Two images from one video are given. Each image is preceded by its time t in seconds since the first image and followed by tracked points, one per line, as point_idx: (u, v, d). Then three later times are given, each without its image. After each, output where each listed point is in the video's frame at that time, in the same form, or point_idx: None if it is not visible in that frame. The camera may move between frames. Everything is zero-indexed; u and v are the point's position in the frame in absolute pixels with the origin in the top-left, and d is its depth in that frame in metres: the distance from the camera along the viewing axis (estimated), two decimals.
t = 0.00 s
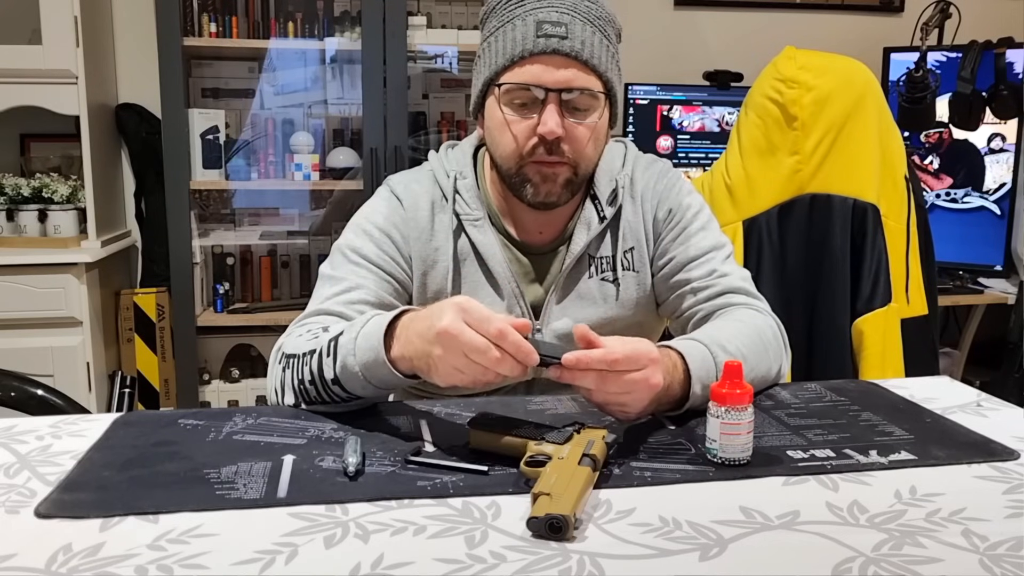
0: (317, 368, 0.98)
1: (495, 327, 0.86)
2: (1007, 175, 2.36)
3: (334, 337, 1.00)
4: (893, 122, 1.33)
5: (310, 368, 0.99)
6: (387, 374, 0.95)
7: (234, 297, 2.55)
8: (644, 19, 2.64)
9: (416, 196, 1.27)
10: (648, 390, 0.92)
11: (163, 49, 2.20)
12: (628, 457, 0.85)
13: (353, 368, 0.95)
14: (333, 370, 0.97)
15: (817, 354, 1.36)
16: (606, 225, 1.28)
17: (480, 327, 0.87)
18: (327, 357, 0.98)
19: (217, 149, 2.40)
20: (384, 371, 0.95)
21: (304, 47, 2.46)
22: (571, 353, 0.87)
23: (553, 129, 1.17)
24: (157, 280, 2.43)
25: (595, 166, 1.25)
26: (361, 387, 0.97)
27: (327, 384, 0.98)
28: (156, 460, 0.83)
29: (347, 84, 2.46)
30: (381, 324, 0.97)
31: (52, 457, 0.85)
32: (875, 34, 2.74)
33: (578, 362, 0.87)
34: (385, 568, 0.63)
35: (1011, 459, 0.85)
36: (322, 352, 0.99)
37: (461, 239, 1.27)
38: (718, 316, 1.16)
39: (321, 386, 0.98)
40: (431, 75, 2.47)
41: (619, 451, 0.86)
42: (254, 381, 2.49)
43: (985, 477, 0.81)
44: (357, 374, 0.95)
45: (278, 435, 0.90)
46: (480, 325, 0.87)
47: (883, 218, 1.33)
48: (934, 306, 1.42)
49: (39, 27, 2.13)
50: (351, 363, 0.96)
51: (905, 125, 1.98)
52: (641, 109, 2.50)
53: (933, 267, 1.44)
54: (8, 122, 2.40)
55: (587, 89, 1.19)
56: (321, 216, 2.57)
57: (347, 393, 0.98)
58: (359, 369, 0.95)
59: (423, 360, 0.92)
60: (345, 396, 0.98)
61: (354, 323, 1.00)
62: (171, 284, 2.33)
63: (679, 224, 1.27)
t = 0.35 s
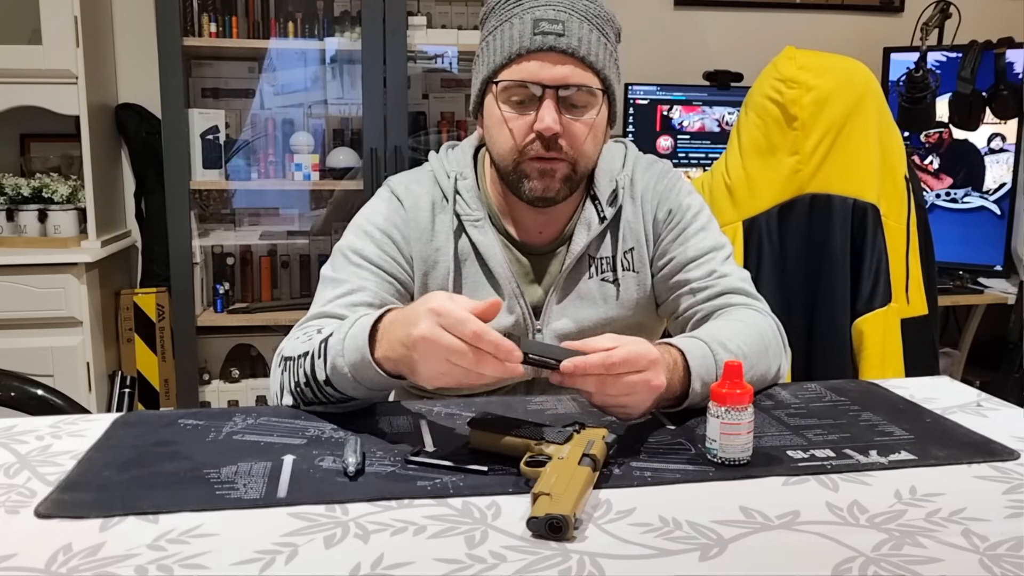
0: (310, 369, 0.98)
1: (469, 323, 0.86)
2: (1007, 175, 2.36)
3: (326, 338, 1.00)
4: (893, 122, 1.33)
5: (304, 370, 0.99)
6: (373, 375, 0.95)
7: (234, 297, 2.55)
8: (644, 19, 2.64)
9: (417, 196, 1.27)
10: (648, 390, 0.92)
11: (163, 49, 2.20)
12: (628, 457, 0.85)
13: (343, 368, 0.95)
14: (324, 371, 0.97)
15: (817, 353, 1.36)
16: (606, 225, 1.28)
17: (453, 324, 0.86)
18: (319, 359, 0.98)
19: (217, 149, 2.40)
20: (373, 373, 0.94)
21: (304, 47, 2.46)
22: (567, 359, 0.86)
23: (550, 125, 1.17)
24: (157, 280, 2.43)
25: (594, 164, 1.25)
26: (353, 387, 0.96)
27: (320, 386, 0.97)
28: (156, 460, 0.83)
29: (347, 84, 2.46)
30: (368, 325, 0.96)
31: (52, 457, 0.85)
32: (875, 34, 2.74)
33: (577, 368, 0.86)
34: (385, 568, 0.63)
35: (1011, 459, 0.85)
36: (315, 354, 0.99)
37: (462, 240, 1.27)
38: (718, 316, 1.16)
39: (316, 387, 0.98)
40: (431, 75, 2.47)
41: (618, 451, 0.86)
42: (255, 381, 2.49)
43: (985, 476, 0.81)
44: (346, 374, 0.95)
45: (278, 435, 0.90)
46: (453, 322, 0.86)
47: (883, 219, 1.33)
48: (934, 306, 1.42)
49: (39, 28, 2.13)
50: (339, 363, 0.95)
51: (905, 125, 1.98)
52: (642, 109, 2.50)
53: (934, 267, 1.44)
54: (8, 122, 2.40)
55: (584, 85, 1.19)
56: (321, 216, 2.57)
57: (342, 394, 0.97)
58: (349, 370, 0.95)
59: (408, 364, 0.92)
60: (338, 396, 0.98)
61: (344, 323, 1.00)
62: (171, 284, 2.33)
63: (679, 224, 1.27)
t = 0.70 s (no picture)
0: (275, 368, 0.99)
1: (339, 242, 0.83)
2: (1007, 175, 2.36)
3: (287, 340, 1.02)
4: (893, 123, 1.33)
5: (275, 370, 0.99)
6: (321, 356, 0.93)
7: (234, 297, 2.55)
8: (644, 19, 2.64)
9: (419, 197, 1.27)
10: (657, 388, 0.93)
11: (163, 49, 2.20)
12: (628, 457, 0.85)
13: (289, 354, 0.95)
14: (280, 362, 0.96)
15: (817, 354, 1.36)
16: (608, 224, 1.28)
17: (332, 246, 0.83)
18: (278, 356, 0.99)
19: (217, 149, 2.40)
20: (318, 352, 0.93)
21: (304, 47, 2.46)
22: (579, 352, 0.89)
23: (544, 123, 1.17)
24: (157, 280, 2.43)
25: (592, 163, 1.25)
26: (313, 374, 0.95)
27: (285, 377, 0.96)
28: (156, 460, 0.83)
29: (347, 84, 2.46)
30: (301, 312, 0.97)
31: (52, 457, 0.85)
32: (874, 34, 2.74)
33: (586, 361, 0.89)
34: (385, 568, 0.63)
35: (1011, 459, 0.85)
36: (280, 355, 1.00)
37: (463, 240, 1.27)
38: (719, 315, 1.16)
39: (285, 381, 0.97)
40: (431, 75, 2.47)
41: (619, 451, 0.86)
42: (255, 382, 2.49)
43: (985, 476, 0.81)
44: (290, 357, 0.94)
45: (278, 436, 0.90)
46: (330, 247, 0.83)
47: (883, 219, 1.33)
48: (934, 306, 1.42)
49: (39, 28, 2.13)
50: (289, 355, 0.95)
51: (905, 125, 1.98)
52: (641, 109, 2.51)
53: (933, 267, 1.44)
54: (8, 122, 2.40)
55: (579, 83, 1.19)
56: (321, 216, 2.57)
57: (307, 381, 0.95)
58: (292, 353, 0.94)
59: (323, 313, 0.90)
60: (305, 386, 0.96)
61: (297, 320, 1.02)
62: (171, 283, 2.33)
63: (680, 224, 1.27)
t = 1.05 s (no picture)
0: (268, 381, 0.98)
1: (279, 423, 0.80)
2: (1007, 175, 2.36)
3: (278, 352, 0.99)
4: (893, 123, 1.33)
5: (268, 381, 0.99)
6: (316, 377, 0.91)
7: (234, 297, 2.55)
8: (644, 19, 2.64)
9: (418, 193, 1.27)
10: (655, 389, 0.93)
11: (163, 49, 2.20)
12: (628, 457, 0.85)
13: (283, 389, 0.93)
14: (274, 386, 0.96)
15: (817, 354, 1.36)
16: (607, 223, 1.28)
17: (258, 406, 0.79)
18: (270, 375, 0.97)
19: (217, 149, 2.41)
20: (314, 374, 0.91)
21: (304, 47, 2.46)
22: (578, 351, 0.90)
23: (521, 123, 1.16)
24: (157, 280, 2.43)
25: (577, 160, 1.24)
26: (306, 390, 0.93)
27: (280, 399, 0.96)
28: (156, 460, 0.83)
29: (347, 84, 2.46)
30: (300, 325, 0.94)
31: (52, 457, 0.85)
32: (874, 34, 2.74)
33: (585, 359, 0.89)
34: (385, 568, 0.63)
35: (1011, 459, 0.85)
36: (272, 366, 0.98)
37: (462, 235, 1.27)
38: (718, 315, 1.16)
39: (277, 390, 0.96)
40: (431, 75, 2.47)
41: (619, 451, 0.86)
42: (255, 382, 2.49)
43: (985, 477, 0.81)
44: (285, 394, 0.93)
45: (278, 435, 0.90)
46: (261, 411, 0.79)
47: (883, 218, 1.33)
48: (934, 306, 1.42)
49: (39, 28, 2.13)
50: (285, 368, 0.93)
51: (905, 126, 1.97)
52: (641, 109, 2.51)
53: (934, 268, 1.44)
54: (8, 122, 2.40)
55: (556, 81, 1.19)
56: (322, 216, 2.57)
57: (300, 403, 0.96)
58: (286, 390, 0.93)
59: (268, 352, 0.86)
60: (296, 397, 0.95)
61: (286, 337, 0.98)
62: (171, 283, 2.33)
63: (680, 223, 1.27)
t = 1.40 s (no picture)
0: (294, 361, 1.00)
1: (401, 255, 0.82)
2: (1007, 175, 2.36)
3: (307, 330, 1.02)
4: (893, 123, 1.33)
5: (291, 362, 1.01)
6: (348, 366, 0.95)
7: (234, 297, 2.55)
8: (644, 19, 2.64)
9: (417, 195, 1.28)
10: (646, 390, 0.92)
11: (163, 48, 2.20)
12: (628, 457, 0.85)
13: (315, 360, 0.96)
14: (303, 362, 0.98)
15: (817, 353, 1.36)
16: (605, 223, 1.28)
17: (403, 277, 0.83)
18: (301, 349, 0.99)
19: (217, 149, 2.41)
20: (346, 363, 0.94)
21: (304, 47, 2.46)
22: (573, 342, 0.90)
23: (517, 117, 1.16)
24: (157, 280, 2.43)
25: (575, 151, 1.25)
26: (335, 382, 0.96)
27: (302, 379, 0.98)
28: (156, 460, 0.83)
29: (347, 84, 2.46)
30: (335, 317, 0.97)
31: (52, 457, 0.85)
32: (874, 34, 2.74)
33: (578, 352, 0.89)
34: (385, 568, 0.63)
35: (1011, 459, 0.85)
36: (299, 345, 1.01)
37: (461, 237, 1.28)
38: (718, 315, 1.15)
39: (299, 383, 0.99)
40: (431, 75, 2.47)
41: (619, 451, 0.86)
42: (255, 382, 2.49)
43: (985, 476, 0.81)
44: (317, 365, 0.95)
45: (278, 435, 0.90)
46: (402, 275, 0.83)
47: (883, 218, 1.33)
48: (934, 306, 1.42)
49: (39, 28, 2.13)
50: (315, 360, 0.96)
51: (905, 126, 1.97)
52: (641, 109, 2.51)
53: (934, 268, 1.44)
54: (8, 122, 2.40)
55: (547, 73, 1.19)
56: (322, 216, 2.57)
57: (321, 388, 0.97)
58: (319, 361, 0.95)
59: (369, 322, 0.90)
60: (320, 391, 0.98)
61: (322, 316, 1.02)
62: (171, 283, 2.33)
63: (678, 223, 1.27)
